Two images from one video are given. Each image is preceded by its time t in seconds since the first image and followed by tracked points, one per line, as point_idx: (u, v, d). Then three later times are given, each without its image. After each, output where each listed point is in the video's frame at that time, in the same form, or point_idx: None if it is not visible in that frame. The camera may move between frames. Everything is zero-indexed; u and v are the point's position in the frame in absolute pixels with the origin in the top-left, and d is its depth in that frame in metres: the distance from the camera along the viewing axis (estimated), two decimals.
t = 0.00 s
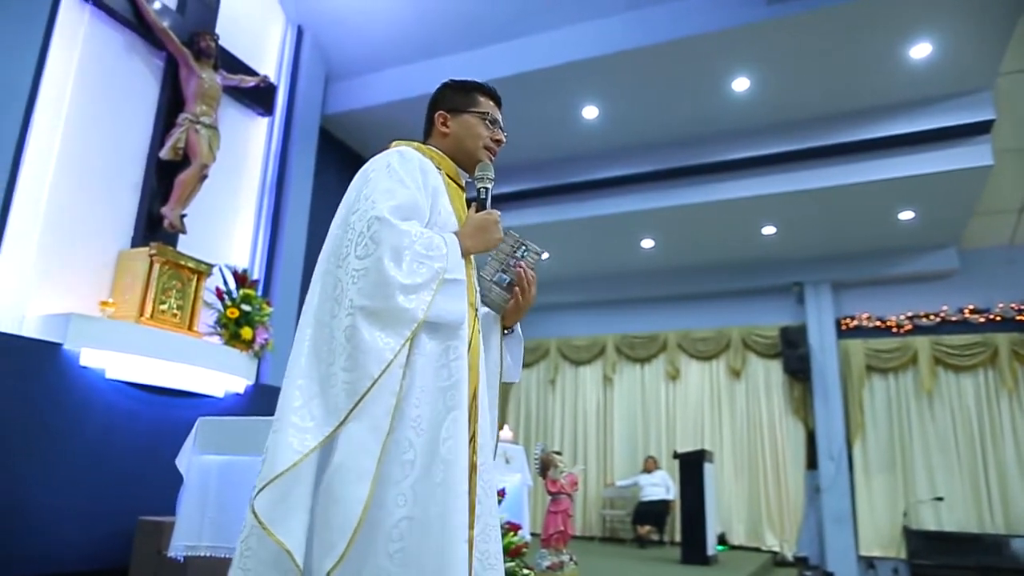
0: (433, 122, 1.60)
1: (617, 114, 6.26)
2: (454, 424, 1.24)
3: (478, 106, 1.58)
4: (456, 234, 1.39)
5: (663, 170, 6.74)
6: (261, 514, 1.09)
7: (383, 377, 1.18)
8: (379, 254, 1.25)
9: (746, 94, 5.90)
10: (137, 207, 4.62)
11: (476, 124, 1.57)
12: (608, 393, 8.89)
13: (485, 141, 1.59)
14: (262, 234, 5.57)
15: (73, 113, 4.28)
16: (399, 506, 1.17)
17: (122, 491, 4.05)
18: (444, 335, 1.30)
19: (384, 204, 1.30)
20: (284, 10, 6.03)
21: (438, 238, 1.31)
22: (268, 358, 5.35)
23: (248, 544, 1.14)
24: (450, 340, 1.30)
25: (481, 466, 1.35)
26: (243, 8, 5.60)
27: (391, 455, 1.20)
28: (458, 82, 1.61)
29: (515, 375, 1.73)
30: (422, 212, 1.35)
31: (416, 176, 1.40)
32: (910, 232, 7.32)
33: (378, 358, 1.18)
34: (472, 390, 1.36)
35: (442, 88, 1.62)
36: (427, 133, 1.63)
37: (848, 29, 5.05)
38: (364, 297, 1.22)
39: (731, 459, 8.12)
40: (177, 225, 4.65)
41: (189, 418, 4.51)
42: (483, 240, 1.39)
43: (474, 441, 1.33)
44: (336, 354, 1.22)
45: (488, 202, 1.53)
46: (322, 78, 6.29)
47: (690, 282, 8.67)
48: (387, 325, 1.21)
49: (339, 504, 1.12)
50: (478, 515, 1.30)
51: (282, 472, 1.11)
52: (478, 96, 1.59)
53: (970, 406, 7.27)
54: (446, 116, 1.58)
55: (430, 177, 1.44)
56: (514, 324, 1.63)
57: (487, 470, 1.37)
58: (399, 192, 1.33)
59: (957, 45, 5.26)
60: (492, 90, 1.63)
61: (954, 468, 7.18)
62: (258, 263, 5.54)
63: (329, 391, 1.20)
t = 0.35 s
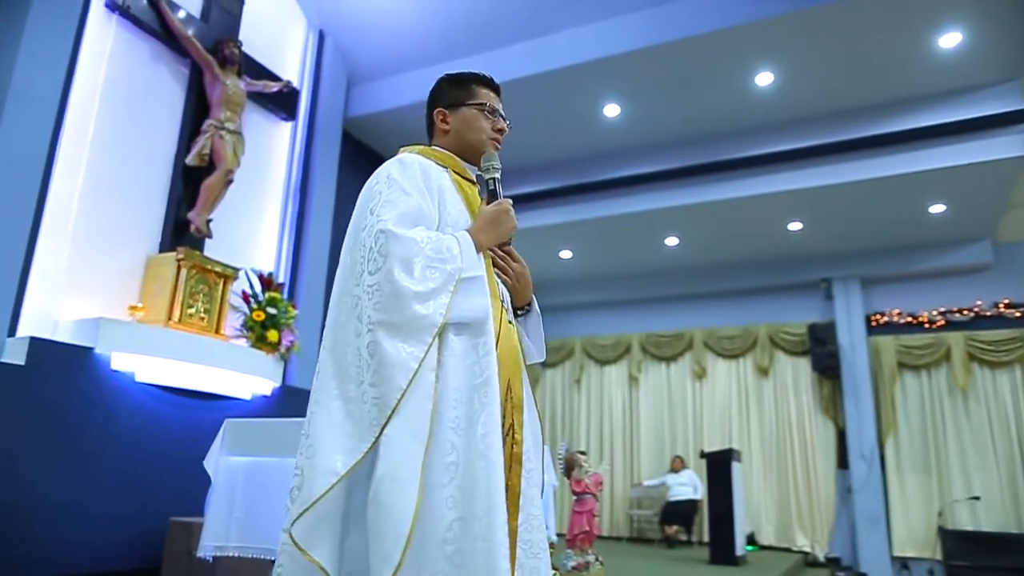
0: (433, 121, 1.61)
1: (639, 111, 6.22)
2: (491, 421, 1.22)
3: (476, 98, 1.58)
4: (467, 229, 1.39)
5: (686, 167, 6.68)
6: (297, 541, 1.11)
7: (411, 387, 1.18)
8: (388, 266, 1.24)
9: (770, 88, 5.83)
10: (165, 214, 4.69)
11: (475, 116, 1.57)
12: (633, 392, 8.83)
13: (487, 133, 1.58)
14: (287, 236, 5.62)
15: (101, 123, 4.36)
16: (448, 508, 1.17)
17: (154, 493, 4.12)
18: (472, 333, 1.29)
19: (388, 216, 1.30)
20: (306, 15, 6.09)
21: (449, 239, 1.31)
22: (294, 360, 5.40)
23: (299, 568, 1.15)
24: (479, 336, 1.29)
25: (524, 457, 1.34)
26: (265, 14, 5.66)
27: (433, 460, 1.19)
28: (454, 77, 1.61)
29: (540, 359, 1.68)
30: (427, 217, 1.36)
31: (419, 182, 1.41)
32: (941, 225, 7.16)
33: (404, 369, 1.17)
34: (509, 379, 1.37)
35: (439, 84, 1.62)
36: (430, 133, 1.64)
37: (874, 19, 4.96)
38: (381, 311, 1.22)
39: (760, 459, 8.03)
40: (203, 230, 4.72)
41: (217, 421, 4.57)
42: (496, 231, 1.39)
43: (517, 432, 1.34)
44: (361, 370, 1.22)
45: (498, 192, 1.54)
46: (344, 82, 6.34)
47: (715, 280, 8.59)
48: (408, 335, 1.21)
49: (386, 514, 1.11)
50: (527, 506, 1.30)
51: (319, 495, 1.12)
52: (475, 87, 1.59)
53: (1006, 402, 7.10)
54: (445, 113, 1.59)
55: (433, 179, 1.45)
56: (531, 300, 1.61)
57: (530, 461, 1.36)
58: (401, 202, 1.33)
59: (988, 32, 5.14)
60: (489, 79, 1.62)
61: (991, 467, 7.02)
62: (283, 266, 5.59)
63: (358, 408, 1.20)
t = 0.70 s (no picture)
0: (446, 122, 1.61)
1: (662, 108, 6.18)
2: (515, 421, 1.22)
3: (487, 96, 1.57)
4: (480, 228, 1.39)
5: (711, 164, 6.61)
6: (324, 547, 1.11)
7: (431, 391, 1.17)
8: (403, 271, 1.24)
9: (794, 82, 5.75)
10: (192, 219, 4.76)
11: (486, 114, 1.56)
12: (659, 391, 8.77)
13: (500, 131, 1.58)
14: (311, 239, 5.67)
15: (129, 132, 4.44)
16: (476, 509, 1.16)
17: (185, 494, 4.18)
18: (493, 332, 1.29)
19: (402, 220, 1.31)
20: (328, 20, 6.14)
21: (464, 240, 1.31)
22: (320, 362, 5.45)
23: None
24: (500, 336, 1.29)
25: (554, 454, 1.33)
26: (287, 20, 5.72)
27: (458, 462, 1.18)
28: (465, 75, 1.61)
29: (566, 356, 1.67)
30: (441, 219, 1.36)
31: (431, 184, 1.41)
32: (974, 219, 7.01)
33: (423, 373, 1.17)
34: (534, 377, 1.37)
35: (450, 84, 1.62)
36: (444, 133, 1.64)
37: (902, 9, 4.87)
38: (398, 316, 1.22)
39: (789, 458, 7.93)
40: (229, 235, 4.79)
41: (245, 423, 4.63)
42: (514, 229, 1.39)
43: (545, 429, 1.34)
44: (381, 376, 1.22)
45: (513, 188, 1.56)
46: (366, 84, 6.38)
47: (741, 277, 8.50)
48: (426, 338, 1.21)
49: (411, 518, 1.10)
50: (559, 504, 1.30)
51: (344, 501, 1.12)
52: (486, 85, 1.59)
53: None
54: (456, 112, 1.59)
55: (445, 180, 1.45)
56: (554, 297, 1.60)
57: (559, 458, 1.36)
58: (414, 205, 1.33)
59: (1020, 19, 5.03)
60: (500, 76, 1.61)
61: None
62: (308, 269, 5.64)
63: (379, 414, 1.20)
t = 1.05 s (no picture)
0: (464, 120, 1.61)
1: (684, 105, 6.13)
2: (531, 421, 1.21)
3: (505, 95, 1.57)
4: (497, 226, 1.39)
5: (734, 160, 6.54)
6: (344, 543, 1.10)
7: (449, 387, 1.18)
8: (421, 266, 1.24)
9: (819, 75, 5.67)
10: (217, 223, 4.82)
11: (504, 113, 1.56)
12: (685, 389, 8.70)
13: (518, 129, 1.57)
14: (335, 242, 5.70)
15: (155, 139, 4.51)
16: (491, 509, 1.16)
17: (214, 496, 4.24)
18: (508, 331, 1.29)
19: (420, 216, 1.31)
20: (348, 24, 6.20)
21: (481, 237, 1.30)
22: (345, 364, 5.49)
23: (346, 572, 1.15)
24: (516, 335, 1.29)
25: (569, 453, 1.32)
26: (308, 26, 5.78)
27: (474, 461, 1.19)
28: (483, 75, 1.61)
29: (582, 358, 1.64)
30: (458, 215, 1.36)
31: (449, 180, 1.41)
32: (1007, 211, 6.84)
33: (440, 370, 1.17)
34: (551, 377, 1.37)
35: (469, 83, 1.62)
36: (462, 132, 1.64)
37: None
38: (416, 311, 1.22)
39: (818, 457, 7.82)
40: (254, 239, 4.85)
41: (272, 425, 4.68)
42: (530, 228, 1.38)
43: (562, 428, 1.33)
44: (398, 372, 1.22)
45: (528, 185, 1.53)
46: (387, 87, 6.41)
47: (767, 274, 8.39)
48: (444, 334, 1.21)
49: (429, 517, 1.10)
50: (575, 501, 1.28)
51: (362, 498, 1.12)
52: (505, 85, 1.58)
53: None
54: (474, 111, 1.58)
55: (463, 177, 1.45)
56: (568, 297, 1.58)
57: (575, 460, 1.36)
58: (432, 201, 1.33)
59: None
60: (518, 75, 1.61)
61: None
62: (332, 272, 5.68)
63: (396, 410, 1.20)
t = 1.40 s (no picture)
0: (485, 119, 1.61)
1: (704, 101, 6.08)
2: (533, 423, 1.24)
3: (528, 95, 1.56)
4: (510, 227, 1.39)
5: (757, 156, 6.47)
6: (342, 533, 1.17)
7: (448, 387, 1.21)
8: (427, 266, 1.28)
9: (842, 68, 5.59)
10: (241, 227, 4.88)
11: (526, 114, 1.56)
12: (710, 389, 8.62)
13: (538, 130, 1.57)
14: (357, 244, 5.75)
15: (179, 145, 4.58)
16: (490, 510, 1.19)
17: (241, 496, 4.29)
18: (515, 332, 1.32)
19: (430, 215, 1.33)
20: (368, 28, 6.24)
21: (491, 238, 1.32)
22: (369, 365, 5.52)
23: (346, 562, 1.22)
24: (522, 337, 1.32)
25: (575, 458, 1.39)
26: (328, 30, 5.82)
27: (474, 460, 1.22)
28: (507, 75, 1.61)
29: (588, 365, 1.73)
30: (469, 216, 1.38)
31: (463, 181, 1.42)
32: None
33: (441, 370, 1.21)
34: (561, 380, 1.42)
35: (493, 83, 1.62)
36: (482, 131, 1.64)
37: None
38: (419, 311, 1.26)
39: (847, 456, 7.71)
40: (277, 242, 4.93)
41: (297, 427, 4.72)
42: (540, 231, 1.37)
43: (569, 432, 1.40)
44: (401, 370, 1.27)
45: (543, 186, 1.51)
46: (407, 90, 6.44)
47: (793, 270, 8.28)
48: (447, 335, 1.24)
49: (424, 514, 1.15)
50: (580, 506, 1.36)
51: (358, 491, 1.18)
52: (528, 85, 1.58)
53: None
54: (496, 110, 1.59)
55: (477, 177, 1.46)
56: (580, 310, 1.67)
57: (582, 463, 1.40)
58: (442, 201, 1.35)
59: None
60: (543, 78, 1.61)
61: None
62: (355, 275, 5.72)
63: (396, 408, 1.25)
